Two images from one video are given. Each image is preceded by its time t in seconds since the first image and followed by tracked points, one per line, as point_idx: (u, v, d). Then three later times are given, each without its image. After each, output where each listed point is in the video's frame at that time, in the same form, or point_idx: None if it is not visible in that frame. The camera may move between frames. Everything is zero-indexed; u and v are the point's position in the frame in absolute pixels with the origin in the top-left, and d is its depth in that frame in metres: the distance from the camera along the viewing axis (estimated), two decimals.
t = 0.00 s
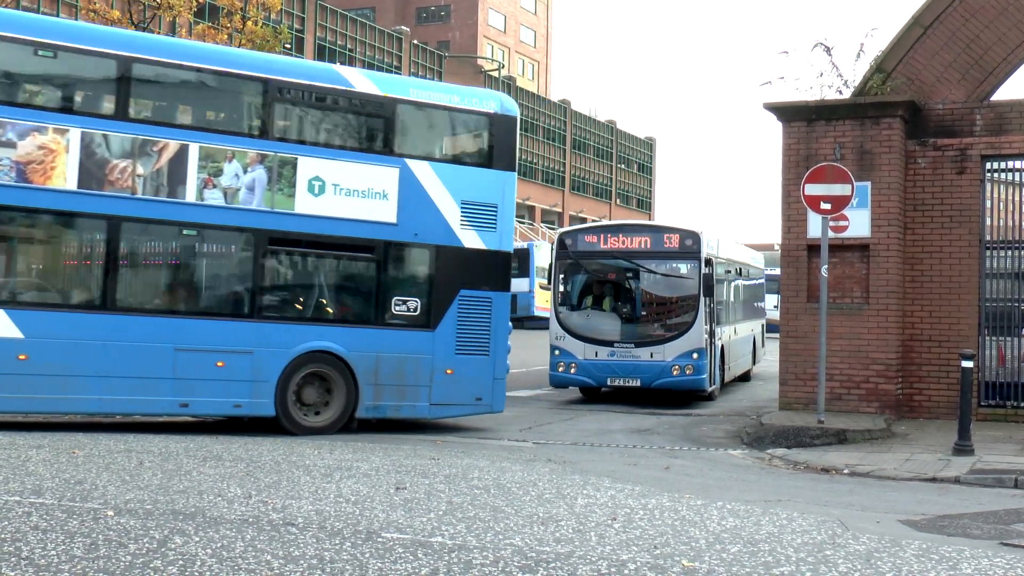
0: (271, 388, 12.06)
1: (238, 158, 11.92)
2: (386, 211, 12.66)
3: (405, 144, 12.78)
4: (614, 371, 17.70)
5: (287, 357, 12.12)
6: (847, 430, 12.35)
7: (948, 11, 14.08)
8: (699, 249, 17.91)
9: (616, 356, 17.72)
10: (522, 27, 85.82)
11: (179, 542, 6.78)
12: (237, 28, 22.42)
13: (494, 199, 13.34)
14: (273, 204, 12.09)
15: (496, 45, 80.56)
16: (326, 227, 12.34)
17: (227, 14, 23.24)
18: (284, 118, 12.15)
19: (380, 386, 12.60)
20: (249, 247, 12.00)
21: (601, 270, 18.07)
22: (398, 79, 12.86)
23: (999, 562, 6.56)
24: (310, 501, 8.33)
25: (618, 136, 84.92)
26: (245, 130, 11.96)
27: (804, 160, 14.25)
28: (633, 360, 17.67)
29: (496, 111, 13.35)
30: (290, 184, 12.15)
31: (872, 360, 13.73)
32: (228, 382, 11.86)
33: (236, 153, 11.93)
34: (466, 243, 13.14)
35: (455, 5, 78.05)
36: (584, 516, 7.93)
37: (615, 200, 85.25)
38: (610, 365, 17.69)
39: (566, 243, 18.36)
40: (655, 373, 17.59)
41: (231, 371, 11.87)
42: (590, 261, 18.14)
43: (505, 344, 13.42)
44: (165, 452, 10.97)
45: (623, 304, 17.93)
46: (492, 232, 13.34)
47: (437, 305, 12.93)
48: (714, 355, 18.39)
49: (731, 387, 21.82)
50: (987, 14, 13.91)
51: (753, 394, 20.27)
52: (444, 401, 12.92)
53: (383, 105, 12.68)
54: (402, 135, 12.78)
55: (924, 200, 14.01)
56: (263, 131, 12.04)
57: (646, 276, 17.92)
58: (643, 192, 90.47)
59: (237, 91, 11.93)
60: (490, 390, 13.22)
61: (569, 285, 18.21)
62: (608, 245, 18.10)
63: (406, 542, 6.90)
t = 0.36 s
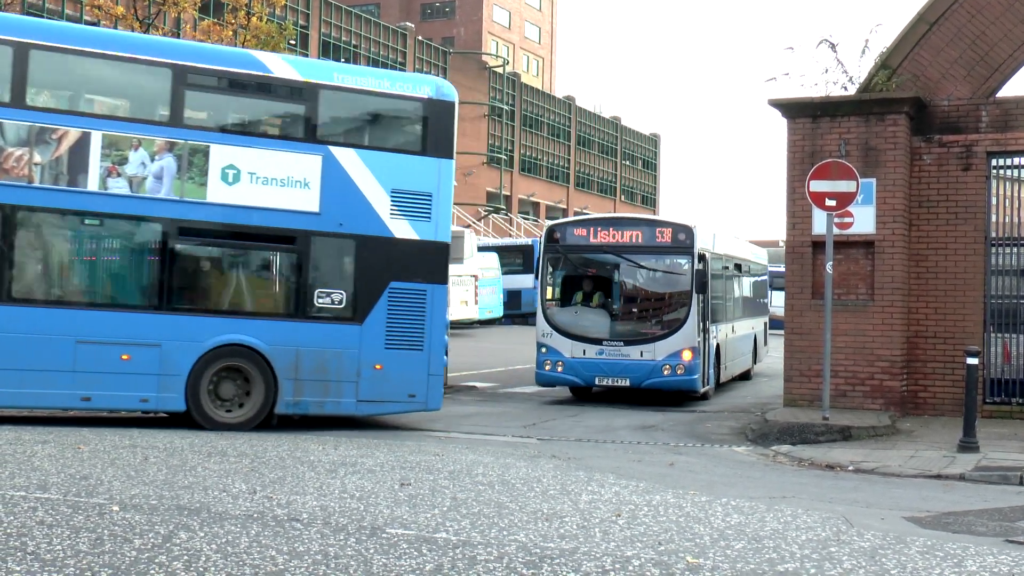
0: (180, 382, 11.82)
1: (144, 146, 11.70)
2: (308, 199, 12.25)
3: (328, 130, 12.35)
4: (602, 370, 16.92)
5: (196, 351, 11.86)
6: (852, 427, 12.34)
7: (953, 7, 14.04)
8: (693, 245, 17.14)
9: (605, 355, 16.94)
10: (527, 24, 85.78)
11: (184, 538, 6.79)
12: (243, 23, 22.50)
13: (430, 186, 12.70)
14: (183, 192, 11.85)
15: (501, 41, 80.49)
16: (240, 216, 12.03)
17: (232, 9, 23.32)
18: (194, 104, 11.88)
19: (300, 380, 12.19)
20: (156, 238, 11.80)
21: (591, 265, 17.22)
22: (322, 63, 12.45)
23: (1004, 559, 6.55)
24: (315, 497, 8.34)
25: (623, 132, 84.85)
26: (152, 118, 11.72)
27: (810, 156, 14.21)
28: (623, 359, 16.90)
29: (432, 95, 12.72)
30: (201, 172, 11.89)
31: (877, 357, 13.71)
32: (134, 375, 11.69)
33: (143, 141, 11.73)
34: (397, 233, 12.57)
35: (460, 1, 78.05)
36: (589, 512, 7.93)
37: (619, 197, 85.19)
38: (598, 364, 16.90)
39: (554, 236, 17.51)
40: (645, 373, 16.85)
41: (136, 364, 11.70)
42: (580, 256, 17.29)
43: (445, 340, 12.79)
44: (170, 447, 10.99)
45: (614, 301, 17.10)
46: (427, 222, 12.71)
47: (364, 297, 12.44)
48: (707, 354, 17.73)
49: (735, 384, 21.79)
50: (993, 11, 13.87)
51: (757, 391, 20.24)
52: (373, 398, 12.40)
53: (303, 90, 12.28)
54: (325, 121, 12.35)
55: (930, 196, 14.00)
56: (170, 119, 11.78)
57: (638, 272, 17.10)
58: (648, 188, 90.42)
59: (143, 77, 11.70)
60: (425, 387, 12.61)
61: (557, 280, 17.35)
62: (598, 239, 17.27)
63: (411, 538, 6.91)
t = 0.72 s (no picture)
0: (72, 381, 11.70)
1: (32, 138, 11.57)
2: (208, 191, 12.01)
3: (229, 118, 12.09)
4: (584, 375, 16.49)
5: (88, 349, 11.72)
6: (852, 427, 12.34)
7: (952, 8, 14.09)
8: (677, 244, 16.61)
9: (587, 359, 16.50)
10: (526, 26, 85.81)
11: (184, 541, 6.80)
12: (242, 26, 22.57)
13: (343, 176, 12.35)
14: (73, 184, 11.68)
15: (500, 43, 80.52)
16: (135, 210, 11.82)
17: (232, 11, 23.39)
18: (86, 95, 11.72)
19: (202, 378, 11.98)
20: (44, 233, 11.67)
21: (572, 266, 16.76)
22: (226, 50, 12.20)
23: (1003, 558, 6.56)
24: (315, 499, 8.34)
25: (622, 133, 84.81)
26: (42, 109, 11.60)
27: (809, 157, 14.22)
28: (605, 364, 16.43)
29: (344, 82, 12.37)
30: (93, 165, 11.72)
31: (876, 357, 13.72)
32: (24, 374, 11.61)
33: (31, 133, 11.59)
34: (307, 226, 12.26)
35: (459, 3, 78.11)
36: (589, 514, 7.94)
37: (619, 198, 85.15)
38: (580, 368, 16.47)
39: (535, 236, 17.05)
40: (629, 378, 16.36)
41: (25, 362, 11.62)
42: (560, 257, 16.84)
43: (361, 336, 12.48)
44: (169, 450, 11.00)
45: (595, 302, 16.64)
46: (339, 213, 12.37)
47: (269, 293, 12.16)
48: (694, 359, 17.12)
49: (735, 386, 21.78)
50: (991, 12, 13.92)
51: (758, 393, 20.23)
52: (281, 397, 12.17)
53: (203, 77, 12.02)
54: (227, 109, 12.09)
55: (928, 197, 14.00)
56: (61, 109, 11.63)
57: (621, 272, 16.63)
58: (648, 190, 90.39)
59: (34, 68, 11.60)
60: (337, 386, 12.33)
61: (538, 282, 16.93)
62: (579, 239, 16.84)
63: (411, 540, 6.91)
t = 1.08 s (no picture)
0: None
1: None
2: (63, 168, 11.78)
3: (83, 93, 11.85)
4: (533, 368, 15.71)
5: None
6: (818, 415, 12.44)
7: None
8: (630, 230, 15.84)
9: (536, 351, 15.72)
10: (496, 14, 85.63)
11: (151, 531, 6.76)
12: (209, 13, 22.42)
13: (207, 152, 12.13)
14: None
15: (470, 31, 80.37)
16: None
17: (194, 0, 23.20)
18: None
19: (54, 363, 11.81)
20: None
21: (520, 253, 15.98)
22: (82, 22, 11.95)
23: (966, 542, 6.65)
24: (283, 488, 8.32)
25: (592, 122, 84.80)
26: None
27: (777, 147, 14.29)
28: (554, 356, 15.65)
29: (210, 55, 12.13)
30: None
31: (843, 345, 13.84)
32: None
33: None
34: (169, 204, 12.05)
35: None
36: (557, 501, 7.96)
37: (589, 187, 85.20)
38: (528, 361, 15.69)
39: (482, 221, 16.22)
40: (580, 370, 15.58)
41: None
42: (507, 244, 16.05)
43: (226, 320, 12.33)
44: (136, 440, 10.91)
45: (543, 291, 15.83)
46: (204, 190, 12.17)
47: (126, 275, 11.99)
48: (648, 349, 16.40)
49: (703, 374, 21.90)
50: (957, 3, 14.07)
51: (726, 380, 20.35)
52: (139, 381, 12.02)
53: (56, 50, 11.79)
54: (82, 83, 11.86)
55: (895, 186, 14.11)
56: None
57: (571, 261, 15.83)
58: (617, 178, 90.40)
59: None
60: (199, 370, 12.18)
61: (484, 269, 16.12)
62: (527, 225, 16.04)
63: (379, 528, 6.91)
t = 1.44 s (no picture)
0: None
1: None
2: None
3: None
4: (476, 355, 15.00)
5: None
6: (783, 403, 12.51)
7: None
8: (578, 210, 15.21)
9: (480, 337, 15.01)
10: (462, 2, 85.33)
11: (115, 520, 6.66)
12: None
13: (48, 126, 11.77)
14: None
15: (436, 19, 80.09)
16: None
17: None
18: None
19: None
20: None
21: (465, 236, 15.31)
22: None
23: (928, 530, 6.69)
24: (249, 477, 8.24)
25: (558, 111, 84.74)
26: None
27: (743, 136, 14.33)
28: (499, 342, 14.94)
29: (52, 23, 11.84)
30: None
31: (808, 334, 13.92)
32: None
33: None
34: (7, 178, 11.72)
35: None
36: (523, 490, 7.94)
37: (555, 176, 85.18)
38: (472, 347, 14.98)
39: (424, 204, 15.57)
40: (526, 358, 14.86)
41: None
42: (451, 226, 15.38)
43: (69, 301, 12.09)
44: (99, 428, 10.78)
45: (489, 275, 15.14)
46: (45, 166, 11.80)
47: None
48: (600, 337, 15.75)
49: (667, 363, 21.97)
50: None
51: (691, 369, 20.42)
52: None
53: None
54: None
55: (860, 175, 14.18)
56: None
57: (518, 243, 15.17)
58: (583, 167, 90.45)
59: None
60: (41, 353, 11.95)
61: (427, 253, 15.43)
62: (471, 207, 15.40)
63: (345, 517, 6.85)
